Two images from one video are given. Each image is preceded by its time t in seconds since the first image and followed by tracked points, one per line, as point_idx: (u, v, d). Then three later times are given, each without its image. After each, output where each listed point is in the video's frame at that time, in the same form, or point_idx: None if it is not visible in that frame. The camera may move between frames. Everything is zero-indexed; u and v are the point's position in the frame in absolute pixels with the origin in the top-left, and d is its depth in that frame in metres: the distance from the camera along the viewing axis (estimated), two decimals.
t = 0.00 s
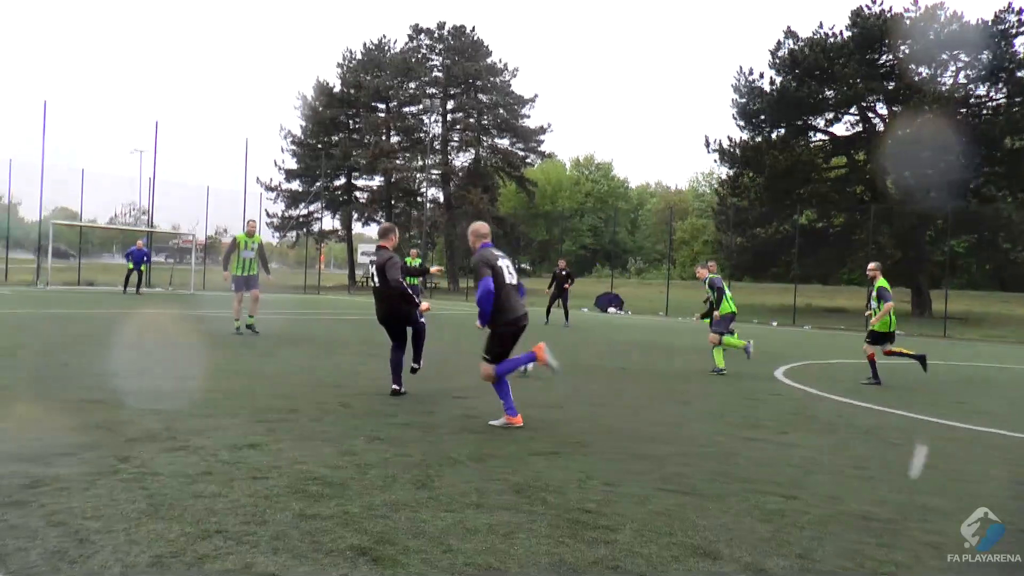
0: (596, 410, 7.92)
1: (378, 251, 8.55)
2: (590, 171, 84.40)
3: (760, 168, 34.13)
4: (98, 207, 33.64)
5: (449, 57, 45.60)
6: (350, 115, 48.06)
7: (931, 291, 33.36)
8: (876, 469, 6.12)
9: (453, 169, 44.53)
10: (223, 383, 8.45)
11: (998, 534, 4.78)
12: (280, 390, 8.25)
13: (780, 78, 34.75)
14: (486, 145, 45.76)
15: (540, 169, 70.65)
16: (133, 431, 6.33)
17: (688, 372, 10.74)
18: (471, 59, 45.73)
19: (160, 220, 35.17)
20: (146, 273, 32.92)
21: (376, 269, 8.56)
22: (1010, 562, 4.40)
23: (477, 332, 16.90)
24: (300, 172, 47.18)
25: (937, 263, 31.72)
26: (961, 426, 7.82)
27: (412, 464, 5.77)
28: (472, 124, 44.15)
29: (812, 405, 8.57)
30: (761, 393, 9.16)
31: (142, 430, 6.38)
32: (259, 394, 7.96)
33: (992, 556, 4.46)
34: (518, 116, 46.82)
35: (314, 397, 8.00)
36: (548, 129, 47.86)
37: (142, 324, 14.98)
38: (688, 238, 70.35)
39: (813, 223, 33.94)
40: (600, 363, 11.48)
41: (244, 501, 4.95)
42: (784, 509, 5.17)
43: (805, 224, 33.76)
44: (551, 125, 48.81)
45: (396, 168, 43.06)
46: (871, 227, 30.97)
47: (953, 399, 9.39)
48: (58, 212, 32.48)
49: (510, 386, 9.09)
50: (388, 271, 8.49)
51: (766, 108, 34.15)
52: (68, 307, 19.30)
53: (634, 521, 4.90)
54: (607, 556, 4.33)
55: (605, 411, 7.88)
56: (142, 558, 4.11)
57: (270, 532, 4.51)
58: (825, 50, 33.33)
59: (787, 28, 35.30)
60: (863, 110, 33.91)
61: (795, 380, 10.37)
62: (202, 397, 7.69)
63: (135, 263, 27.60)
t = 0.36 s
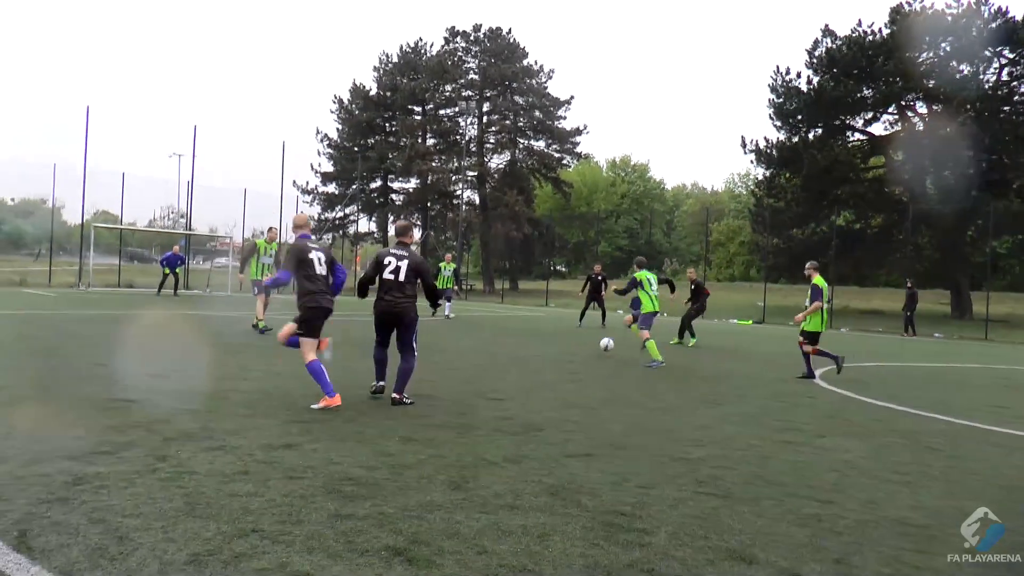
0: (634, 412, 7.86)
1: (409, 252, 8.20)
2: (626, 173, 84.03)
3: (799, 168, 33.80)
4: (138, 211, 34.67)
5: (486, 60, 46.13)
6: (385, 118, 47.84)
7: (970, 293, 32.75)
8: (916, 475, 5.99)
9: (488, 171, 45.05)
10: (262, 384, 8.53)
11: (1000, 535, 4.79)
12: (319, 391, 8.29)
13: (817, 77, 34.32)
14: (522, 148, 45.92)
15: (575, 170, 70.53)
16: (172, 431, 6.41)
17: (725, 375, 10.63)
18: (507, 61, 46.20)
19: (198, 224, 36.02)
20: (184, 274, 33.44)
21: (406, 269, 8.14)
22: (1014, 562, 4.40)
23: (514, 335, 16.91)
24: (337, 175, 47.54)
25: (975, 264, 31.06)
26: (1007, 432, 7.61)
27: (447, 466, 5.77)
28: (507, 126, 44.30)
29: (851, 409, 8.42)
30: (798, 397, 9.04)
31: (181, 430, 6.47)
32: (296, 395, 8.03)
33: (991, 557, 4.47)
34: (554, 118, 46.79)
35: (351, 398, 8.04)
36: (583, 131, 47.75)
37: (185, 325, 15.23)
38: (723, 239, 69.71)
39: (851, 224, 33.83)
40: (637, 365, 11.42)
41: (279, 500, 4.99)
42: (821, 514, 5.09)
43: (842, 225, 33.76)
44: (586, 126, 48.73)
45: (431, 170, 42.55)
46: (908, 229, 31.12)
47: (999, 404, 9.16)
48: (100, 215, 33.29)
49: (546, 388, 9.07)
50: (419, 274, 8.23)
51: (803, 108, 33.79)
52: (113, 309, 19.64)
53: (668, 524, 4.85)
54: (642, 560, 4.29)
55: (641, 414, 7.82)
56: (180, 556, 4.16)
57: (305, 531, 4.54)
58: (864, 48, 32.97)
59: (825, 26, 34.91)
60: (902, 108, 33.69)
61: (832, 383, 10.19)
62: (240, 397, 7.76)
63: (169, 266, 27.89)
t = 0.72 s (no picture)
0: (639, 413, 7.85)
1: (380, 245, 8.40)
2: (631, 173, 84.00)
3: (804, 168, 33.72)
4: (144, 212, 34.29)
5: (491, 60, 46.35)
6: (391, 119, 47.85)
7: (977, 294, 32.79)
8: (922, 476, 5.98)
9: (493, 171, 45.13)
10: (268, 385, 8.54)
11: (997, 534, 4.80)
12: (326, 391, 8.31)
13: (823, 77, 34.31)
14: (527, 148, 45.98)
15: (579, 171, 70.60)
16: (176, 431, 6.43)
17: (731, 375, 10.62)
18: (513, 62, 46.29)
19: (203, 224, 36.16)
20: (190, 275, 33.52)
21: (379, 263, 8.37)
22: (1012, 561, 4.40)
23: (520, 336, 16.88)
24: (342, 176, 47.20)
25: (982, 265, 30.85)
26: (1014, 433, 7.58)
27: (452, 467, 5.76)
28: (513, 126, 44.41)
29: (857, 410, 8.41)
30: (803, 398, 9.03)
31: (185, 430, 6.48)
32: (299, 396, 8.04)
33: (991, 556, 4.46)
34: (559, 119, 46.87)
35: (355, 398, 8.04)
36: (588, 131, 47.79)
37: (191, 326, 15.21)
38: (728, 240, 69.70)
39: (857, 225, 33.74)
40: (641, 366, 11.40)
41: (284, 501, 5.00)
42: (826, 515, 5.08)
43: (848, 227, 33.57)
44: (591, 127, 48.81)
45: (437, 171, 42.52)
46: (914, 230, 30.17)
47: (1004, 405, 9.13)
48: (106, 215, 32.93)
49: (552, 388, 9.06)
50: (388, 268, 8.49)
51: (809, 108, 33.73)
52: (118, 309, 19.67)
53: (674, 525, 4.84)
54: (647, 560, 4.29)
55: (646, 414, 7.82)
56: (185, 556, 4.17)
57: (310, 531, 4.55)
58: (870, 48, 32.96)
59: (831, 26, 34.87)
60: (908, 109, 33.71)
61: (839, 385, 10.12)
62: (245, 398, 7.77)
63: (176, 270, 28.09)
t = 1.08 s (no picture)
0: (644, 413, 7.84)
1: (372, 247, 8.58)
2: (636, 174, 83.94)
3: (808, 168, 33.69)
4: (148, 213, 34.76)
5: (494, 61, 46.50)
6: (395, 119, 47.74)
7: (982, 294, 32.79)
8: (927, 476, 5.97)
9: (498, 172, 45.15)
10: (272, 385, 8.55)
11: (998, 534, 4.81)
12: (331, 392, 8.32)
13: (828, 77, 34.23)
14: (531, 149, 45.79)
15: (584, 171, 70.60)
16: (180, 432, 6.44)
17: (735, 376, 10.61)
18: (517, 61, 46.43)
19: (207, 224, 36.40)
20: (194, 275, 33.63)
21: (369, 263, 8.51)
22: (1013, 561, 4.41)
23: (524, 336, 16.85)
24: (346, 176, 47.11)
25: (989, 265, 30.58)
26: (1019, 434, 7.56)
27: (457, 467, 5.77)
28: (518, 127, 44.40)
29: (863, 410, 8.40)
30: (807, 398, 9.02)
31: (189, 430, 6.49)
32: (304, 396, 8.06)
33: (994, 557, 4.46)
34: (563, 119, 46.88)
35: (360, 399, 8.05)
36: (593, 131, 47.81)
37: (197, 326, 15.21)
38: (733, 239, 69.66)
39: (861, 225, 33.78)
40: (645, 366, 11.40)
41: (289, 501, 5.01)
42: (831, 516, 5.07)
43: (853, 227, 33.80)
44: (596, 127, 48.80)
45: (441, 171, 42.58)
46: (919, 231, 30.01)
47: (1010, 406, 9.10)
48: (110, 216, 33.39)
49: (556, 388, 9.06)
50: (380, 270, 8.60)
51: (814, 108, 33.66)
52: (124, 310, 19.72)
53: (679, 525, 4.84)
54: (652, 561, 4.29)
55: (651, 414, 7.82)
56: (189, 556, 4.17)
57: (315, 531, 4.55)
58: (875, 48, 32.86)
59: (836, 26, 34.76)
60: (913, 108, 33.65)
61: (845, 387, 10.03)
62: (248, 398, 7.77)
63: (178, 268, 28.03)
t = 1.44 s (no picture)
0: (647, 413, 7.85)
1: (372, 245, 8.67)
2: (639, 174, 84.01)
3: (811, 169, 33.67)
4: (152, 213, 34.89)
5: (498, 61, 46.62)
6: (399, 120, 47.61)
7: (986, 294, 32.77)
8: (930, 476, 5.96)
9: (501, 172, 45.19)
10: (276, 385, 8.57)
11: (997, 534, 4.81)
12: (334, 392, 8.33)
13: (831, 77, 34.20)
14: (535, 149, 46.03)
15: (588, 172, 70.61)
16: (183, 432, 6.44)
17: (739, 376, 10.62)
18: (520, 62, 46.56)
19: (211, 224, 36.30)
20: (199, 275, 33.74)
21: (370, 260, 8.62)
22: (1012, 561, 4.41)
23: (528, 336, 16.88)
24: (350, 177, 47.13)
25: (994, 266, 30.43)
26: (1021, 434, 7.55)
27: (460, 468, 5.77)
28: (521, 127, 44.43)
29: (866, 410, 8.40)
30: (810, 398, 9.01)
31: (192, 430, 6.50)
32: (307, 396, 8.07)
33: (997, 557, 4.46)
34: (566, 119, 46.97)
35: (363, 399, 8.05)
36: (596, 132, 47.87)
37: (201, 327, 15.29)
38: (736, 240, 69.66)
39: (864, 226, 33.78)
40: (648, 366, 11.40)
41: (292, 501, 5.01)
42: (836, 517, 5.06)
43: (856, 227, 33.72)
44: (599, 127, 48.84)
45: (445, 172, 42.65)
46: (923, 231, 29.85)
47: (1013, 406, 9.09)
48: (113, 216, 33.55)
49: (559, 389, 9.07)
50: (380, 267, 8.71)
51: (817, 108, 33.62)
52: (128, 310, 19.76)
53: (682, 525, 4.84)
54: (655, 561, 4.28)
55: (653, 414, 7.82)
56: (192, 556, 4.18)
57: (318, 532, 4.55)
58: (878, 48, 32.82)
59: (839, 26, 34.72)
60: (916, 108, 33.57)
61: (848, 387, 10.05)
62: (251, 398, 7.79)
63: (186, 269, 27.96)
